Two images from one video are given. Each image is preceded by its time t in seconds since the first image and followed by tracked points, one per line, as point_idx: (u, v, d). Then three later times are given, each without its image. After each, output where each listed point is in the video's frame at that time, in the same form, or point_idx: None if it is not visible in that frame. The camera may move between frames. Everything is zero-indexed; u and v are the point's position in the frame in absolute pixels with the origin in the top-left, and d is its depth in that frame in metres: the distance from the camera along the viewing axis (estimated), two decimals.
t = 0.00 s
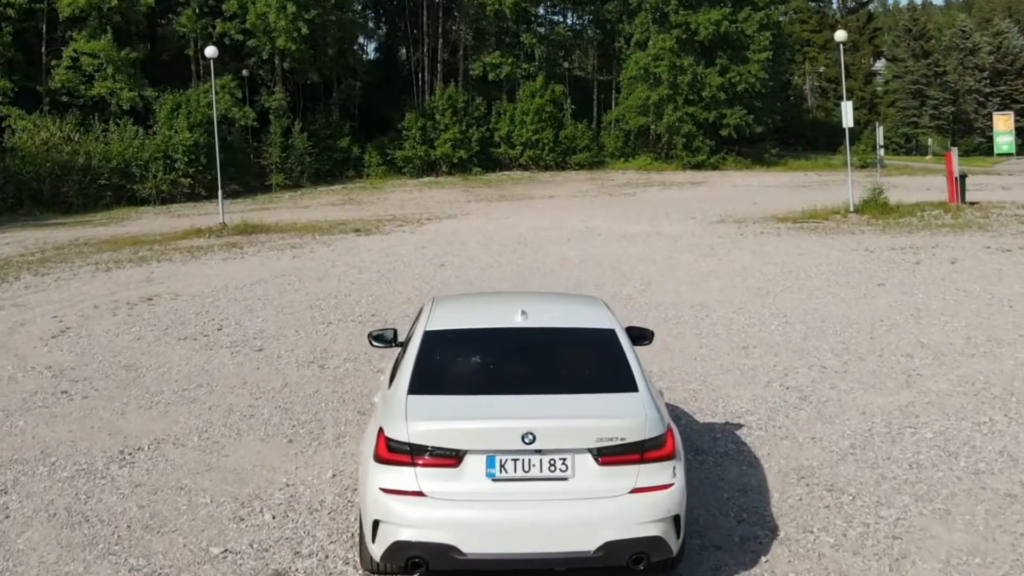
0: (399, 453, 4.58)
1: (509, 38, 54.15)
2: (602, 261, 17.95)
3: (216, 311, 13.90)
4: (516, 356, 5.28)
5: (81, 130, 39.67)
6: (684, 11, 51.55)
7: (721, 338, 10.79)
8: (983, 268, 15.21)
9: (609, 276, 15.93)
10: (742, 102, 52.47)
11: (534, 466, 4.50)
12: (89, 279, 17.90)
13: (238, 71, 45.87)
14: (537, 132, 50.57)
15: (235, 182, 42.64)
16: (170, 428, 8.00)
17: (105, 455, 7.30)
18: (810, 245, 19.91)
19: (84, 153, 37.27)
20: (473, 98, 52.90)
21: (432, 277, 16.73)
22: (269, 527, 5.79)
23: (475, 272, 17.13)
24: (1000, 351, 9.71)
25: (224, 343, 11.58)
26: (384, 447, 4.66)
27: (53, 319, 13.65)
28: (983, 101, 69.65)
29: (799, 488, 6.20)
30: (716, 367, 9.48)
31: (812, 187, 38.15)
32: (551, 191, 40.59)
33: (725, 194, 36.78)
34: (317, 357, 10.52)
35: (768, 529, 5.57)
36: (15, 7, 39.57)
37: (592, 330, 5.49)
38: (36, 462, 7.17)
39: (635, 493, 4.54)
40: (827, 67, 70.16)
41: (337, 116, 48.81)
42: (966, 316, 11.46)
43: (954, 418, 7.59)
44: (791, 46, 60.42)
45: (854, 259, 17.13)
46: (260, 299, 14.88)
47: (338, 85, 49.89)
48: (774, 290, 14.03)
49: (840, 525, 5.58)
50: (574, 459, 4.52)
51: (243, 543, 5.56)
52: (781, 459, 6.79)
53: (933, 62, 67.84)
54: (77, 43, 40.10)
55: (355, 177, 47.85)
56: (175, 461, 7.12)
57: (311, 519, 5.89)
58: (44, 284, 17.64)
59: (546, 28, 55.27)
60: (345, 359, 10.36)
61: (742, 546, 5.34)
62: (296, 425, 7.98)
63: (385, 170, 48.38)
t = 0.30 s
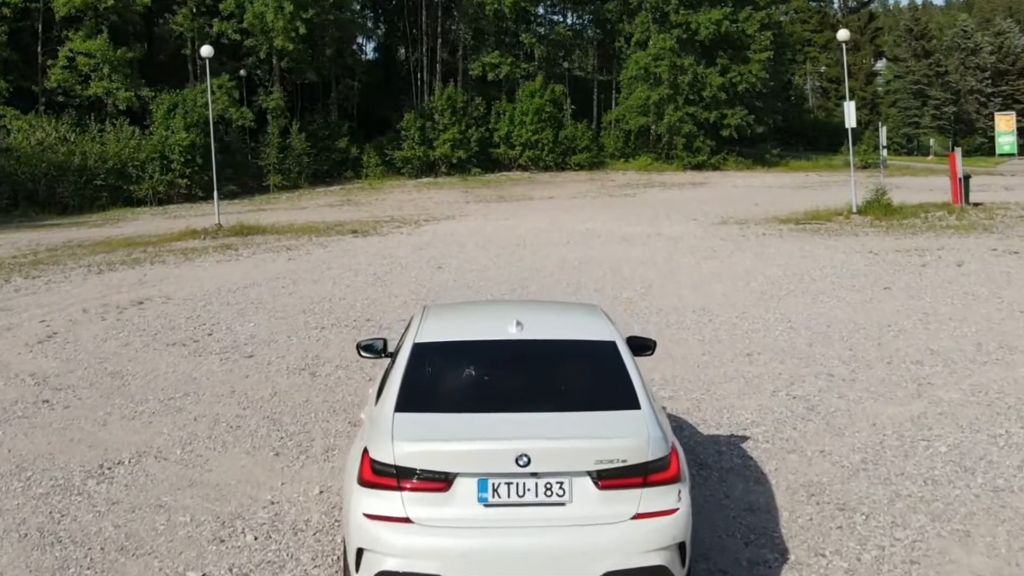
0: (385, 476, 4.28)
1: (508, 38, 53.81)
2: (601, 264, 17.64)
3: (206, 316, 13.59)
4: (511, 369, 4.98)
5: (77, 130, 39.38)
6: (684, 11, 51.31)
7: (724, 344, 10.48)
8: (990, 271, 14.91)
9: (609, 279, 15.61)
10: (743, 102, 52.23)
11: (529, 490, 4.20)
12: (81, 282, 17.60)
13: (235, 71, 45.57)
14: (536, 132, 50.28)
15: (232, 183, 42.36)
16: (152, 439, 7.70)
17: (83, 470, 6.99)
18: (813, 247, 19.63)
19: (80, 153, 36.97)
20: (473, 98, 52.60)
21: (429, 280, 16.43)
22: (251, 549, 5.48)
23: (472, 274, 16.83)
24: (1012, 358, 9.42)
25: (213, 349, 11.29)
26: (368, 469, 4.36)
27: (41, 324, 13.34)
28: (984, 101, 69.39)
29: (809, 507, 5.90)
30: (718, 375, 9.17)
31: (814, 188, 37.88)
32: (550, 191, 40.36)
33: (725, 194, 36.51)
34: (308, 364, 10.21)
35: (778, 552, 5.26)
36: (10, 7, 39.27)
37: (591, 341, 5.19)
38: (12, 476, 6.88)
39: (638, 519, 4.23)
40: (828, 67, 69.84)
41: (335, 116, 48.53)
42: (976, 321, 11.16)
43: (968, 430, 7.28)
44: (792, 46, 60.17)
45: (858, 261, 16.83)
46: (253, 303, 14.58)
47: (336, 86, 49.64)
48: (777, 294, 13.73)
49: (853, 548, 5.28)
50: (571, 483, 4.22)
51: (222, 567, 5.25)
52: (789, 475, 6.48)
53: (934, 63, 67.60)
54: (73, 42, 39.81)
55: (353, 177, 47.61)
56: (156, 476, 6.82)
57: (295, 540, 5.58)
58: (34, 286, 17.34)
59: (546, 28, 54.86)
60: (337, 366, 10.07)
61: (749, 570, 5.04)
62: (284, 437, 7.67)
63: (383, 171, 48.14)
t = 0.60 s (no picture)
0: (371, 505, 3.95)
1: (508, 38, 53.45)
2: (602, 266, 17.31)
3: (197, 320, 13.25)
4: (508, 386, 4.64)
5: (73, 130, 39.04)
6: (684, 10, 50.99)
7: (729, 352, 10.15)
8: (1000, 274, 14.59)
9: (610, 283, 15.26)
10: (744, 102, 51.94)
11: (527, 521, 3.86)
12: (71, 285, 17.25)
13: (232, 71, 45.19)
14: (536, 133, 49.95)
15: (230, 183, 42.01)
16: (134, 453, 7.36)
17: (60, 487, 6.66)
18: (817, 249, 19.30)
19: (75, 153, 36.61)
20: (472, 98, 52.24)
21: (427, 283, 16.09)
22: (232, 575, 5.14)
23: (471, 277, 16.50)
24: None
25: (202, 355, 10.95)
26: (353, 498, 4.03)
27: (28, 329, 12.99)
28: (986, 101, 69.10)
29: (824, 529, 5.56)
30: (725, 385, 8.83)
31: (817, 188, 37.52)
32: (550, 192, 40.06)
33: (725, 195, 36.24)
34: (300, 372, 9.87)
35: None
36: (5, 6, 38.90)
37: (593, 353, 4.84)
38: None
39: (645, 552, 3.89)
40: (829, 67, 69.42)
41: (333, 116, 48.21)
42: (988, 327, 10.83)
43: (988, 445, 6.94)
44: (793, 45, 59.80)
45: (864, 264, 16.51)
46: (245, 307, 14.23)
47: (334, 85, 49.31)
48: (783, 298, 13.40)
49: None
50: (572, 513, 3.88)
51: None
52: (802, 493, 6.16)
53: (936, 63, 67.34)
54: (69, 41, 39.47)
55: (352, 177, 47.32)
56: (135, 493, 6.48)
57: (278, 565, 5.24)
58: (23, 289, 16.98)
59: (545, 28, 54.60)
60: (330, 374, 9.73)
61: None
62: (271, 451, 7.32)
63: (382, 171, 47.85)
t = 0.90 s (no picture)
0: (358, 541, 3.60)
1: (508, 37, 53.04)
2: (605, 269, 16.95)
3: (189, 326, 12.89)
4: (509, 404, 4.30)
5: (69, 130, 38.72)
6: (686, 9, 50.63)
7: (738, 360, 9.80)
8: (1012, 278, 14.23)
9: (613, 286, 14.90)
10: (746, 102, 51.62)
11: (530, 559, 3.52)
12: (63, 288, 16.89)
13: (230, 71, 44.85)
14: (536, 133, 49.65)
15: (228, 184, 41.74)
16: (116, 469, 7.01)
17: (35, 507, 6.29)
18: (823, 251, 18.95)
19: (71, 154, 36.27)
20: (471, 97, 51.88)
21: (426, 286, 15.73)
22: None
23: (471, 280, 16.15)
24: None
25: (193, 363, 10.59)
26: (338, 532, 3.68)
27: (14, 335, 12.63)
28: (988, 101, 68.79)
29: (846, 556, 5.21)
30: (734, 396, 8.47)
31: (821, 189, 37.18)
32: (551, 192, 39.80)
33: (728, 196, 35.85)
34: (292, 382, 9.51)
35: None
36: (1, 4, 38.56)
37: (599, 370, 4.48)
38: None
39: None
40: (831, 67, 69.03)
41: (332, 117, 47.91)
42: (1005, 334, 10.48)
43: (1015, 462, 6.57)
44: (795, 45, 59.41)
45: (872, 267, 16.16)
46: (239, 312, 13.88)
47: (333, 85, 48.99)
48: (790, 302, 13.05)
49: None
50: (579, 550, 3.53)
51: None
52: (820, 514, 5.81)
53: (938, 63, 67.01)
54: (65, 41, 39.16)
55: (350, 178, 47.02)
56: (115, 514, 6.13)
57: None
58: (13, 293, 16.62)
59: (545, 27, 54.33)
60: (323, 384, 9.38)
61: None
62: (259, 467, 6.96)
63: (381, 172, 47.56)
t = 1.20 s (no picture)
0: None
1: (508, 37, 52.70)
2: (608, 272, 16.59)
3: (181, 331, 12.54)
4: (513, 423, 3.94)
5: (65, 130, 38.37)
6: (688, 8, 50.32)
7: (748, 368, 9.45)
8: None
9: (617, 290, 14.54)
10: (748, 102, 51.26)
11: None
12: (55, 291, 16.54)
13: (228, 70, 44.52)
14: (536, 133, 49.29)
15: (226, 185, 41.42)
16: (98, 487, 6.64)
17: (8, 529, 5.93)
18: (830, 253, 18.62)
19: (67, 154, 35.93)
20: (472, 97, 51.52)
21: (425, 289, 15.38)
22: None
23: (471, 283, 15.80)
24: None
25: (184, 371, 10.24)
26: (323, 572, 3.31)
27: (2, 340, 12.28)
28: (991, 101, 68.49)
29: None
30: (746, 408, 8.11)
31: (824, 190, 36.85)
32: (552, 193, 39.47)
33: (732, 197, 35.50)
34: (286, 391, 9.15)
35: None
36: None
37: (610, 387, 4.12)
38: None
39: None
40: (834, 66, 68.64)
41: (331, 117, 47.57)
42: None
43: None
44: (797, 45, 59.06)
45: (881, 269, 15.80)
46: (233, 316, 13.53)
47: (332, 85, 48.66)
48: (799, 307, 12.70)
49: None
50: None
51: None
52: (843, 539, 5.44)
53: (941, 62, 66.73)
54: (61, 40, 38.82)
55: (350, 179, 46.67)
56: (94, 537, 5.76)
57: None
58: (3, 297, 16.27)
59: (546, 27, 54.05)
60: (318, 394, 9.03)
61: None
62: (248, 485, 6.59)
63: (381, 172, 47.19)
